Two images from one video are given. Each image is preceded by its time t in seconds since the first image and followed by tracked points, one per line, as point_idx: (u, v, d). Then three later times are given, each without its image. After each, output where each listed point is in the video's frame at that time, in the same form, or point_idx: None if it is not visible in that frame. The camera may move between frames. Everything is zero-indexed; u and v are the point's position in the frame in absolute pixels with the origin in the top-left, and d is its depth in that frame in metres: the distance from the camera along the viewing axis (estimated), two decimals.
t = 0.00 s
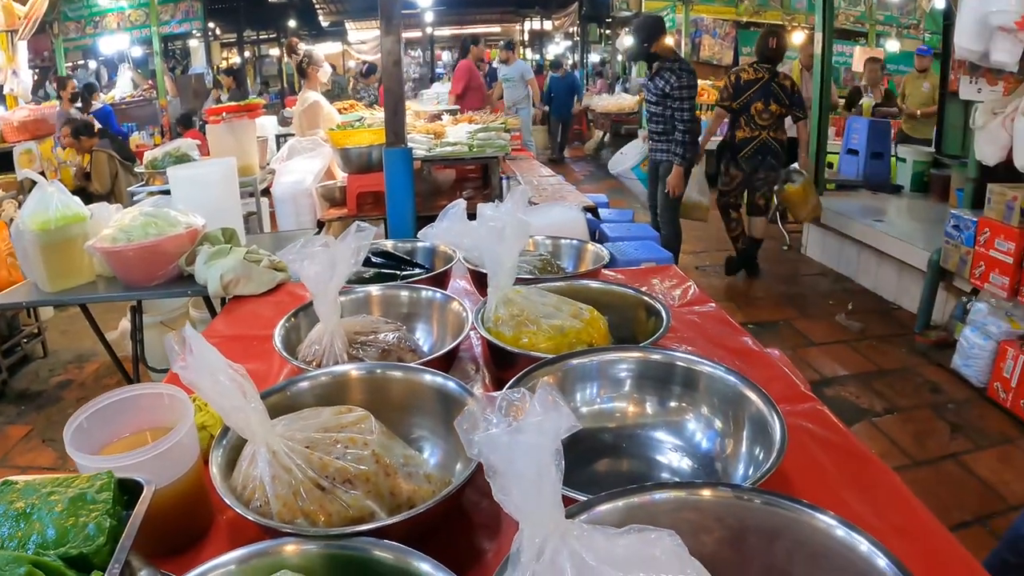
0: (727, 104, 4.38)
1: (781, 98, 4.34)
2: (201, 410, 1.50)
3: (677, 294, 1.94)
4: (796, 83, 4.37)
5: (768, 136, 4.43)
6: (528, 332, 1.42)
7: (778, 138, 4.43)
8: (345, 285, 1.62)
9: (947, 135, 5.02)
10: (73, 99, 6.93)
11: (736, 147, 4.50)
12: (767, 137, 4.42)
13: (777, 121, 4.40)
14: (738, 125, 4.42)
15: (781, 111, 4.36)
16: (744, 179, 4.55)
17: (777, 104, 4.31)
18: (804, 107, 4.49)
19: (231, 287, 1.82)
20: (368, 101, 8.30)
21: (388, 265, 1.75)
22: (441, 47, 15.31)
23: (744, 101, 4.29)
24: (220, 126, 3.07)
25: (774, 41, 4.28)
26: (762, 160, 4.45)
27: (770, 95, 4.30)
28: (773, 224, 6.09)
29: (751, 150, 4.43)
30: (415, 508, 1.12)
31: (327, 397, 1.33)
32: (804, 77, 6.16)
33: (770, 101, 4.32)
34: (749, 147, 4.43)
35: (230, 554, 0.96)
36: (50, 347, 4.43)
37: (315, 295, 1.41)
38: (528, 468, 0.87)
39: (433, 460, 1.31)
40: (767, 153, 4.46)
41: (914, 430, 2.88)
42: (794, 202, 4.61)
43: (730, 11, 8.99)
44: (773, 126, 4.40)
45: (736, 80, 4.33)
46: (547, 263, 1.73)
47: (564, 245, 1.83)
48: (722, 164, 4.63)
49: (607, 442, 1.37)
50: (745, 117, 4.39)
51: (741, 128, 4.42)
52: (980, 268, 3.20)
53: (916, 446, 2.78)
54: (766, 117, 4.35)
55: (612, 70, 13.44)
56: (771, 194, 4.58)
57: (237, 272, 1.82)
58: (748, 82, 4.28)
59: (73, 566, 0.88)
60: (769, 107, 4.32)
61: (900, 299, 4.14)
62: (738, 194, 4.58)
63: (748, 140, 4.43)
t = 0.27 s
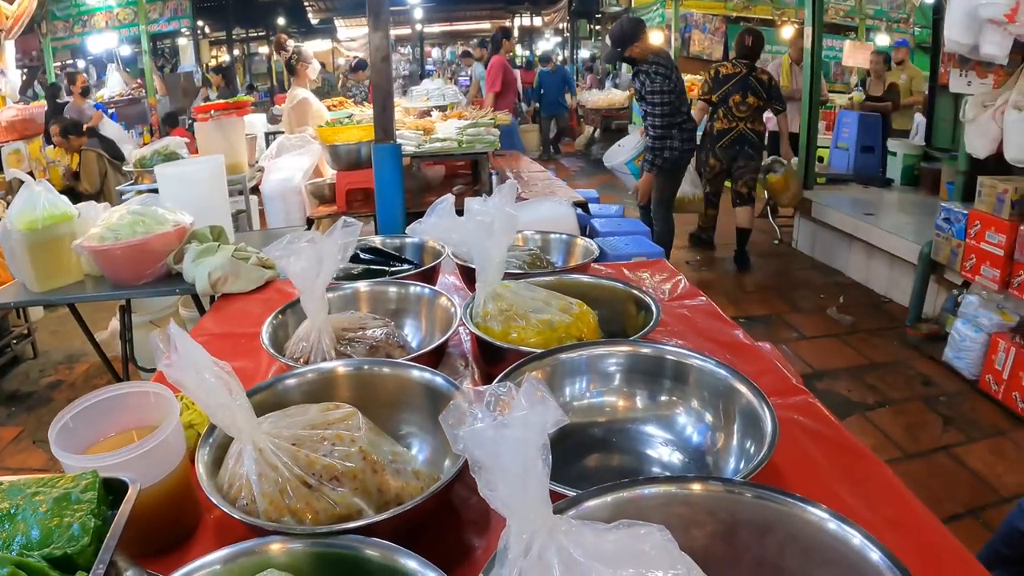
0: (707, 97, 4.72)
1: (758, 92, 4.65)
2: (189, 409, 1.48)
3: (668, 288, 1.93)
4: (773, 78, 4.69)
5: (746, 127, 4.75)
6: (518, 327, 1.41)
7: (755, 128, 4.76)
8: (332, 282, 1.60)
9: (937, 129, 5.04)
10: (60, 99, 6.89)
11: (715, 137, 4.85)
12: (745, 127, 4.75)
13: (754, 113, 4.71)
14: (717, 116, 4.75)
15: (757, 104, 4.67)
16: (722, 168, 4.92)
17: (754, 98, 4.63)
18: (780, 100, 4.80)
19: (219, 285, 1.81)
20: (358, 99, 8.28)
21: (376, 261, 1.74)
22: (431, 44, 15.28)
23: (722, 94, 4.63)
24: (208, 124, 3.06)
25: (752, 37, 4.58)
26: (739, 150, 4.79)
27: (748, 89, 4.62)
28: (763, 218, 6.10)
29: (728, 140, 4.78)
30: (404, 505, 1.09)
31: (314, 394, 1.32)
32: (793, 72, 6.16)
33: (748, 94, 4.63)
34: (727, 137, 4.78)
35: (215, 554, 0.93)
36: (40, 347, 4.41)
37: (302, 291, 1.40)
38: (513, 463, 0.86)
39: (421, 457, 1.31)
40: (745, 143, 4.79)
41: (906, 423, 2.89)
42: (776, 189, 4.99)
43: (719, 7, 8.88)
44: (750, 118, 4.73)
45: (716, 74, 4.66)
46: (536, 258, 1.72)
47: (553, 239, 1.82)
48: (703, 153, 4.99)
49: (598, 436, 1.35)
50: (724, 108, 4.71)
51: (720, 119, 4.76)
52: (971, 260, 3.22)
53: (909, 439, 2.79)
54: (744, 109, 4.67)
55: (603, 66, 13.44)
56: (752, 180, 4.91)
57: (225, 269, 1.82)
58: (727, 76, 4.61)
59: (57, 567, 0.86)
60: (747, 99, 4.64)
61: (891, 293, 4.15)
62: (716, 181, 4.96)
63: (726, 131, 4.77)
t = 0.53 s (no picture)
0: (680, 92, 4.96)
1: (728, 84, 4.87)
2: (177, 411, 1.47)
3: (657, 284, 1.93)
4: (741, 69, 4.90)
5: (719, 118, 4.97)
6: (505, 325, 1.40)
7: (728, 118, 4.98)
8: (320, 281, 1.60)
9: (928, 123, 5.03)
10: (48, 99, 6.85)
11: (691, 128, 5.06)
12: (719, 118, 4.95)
13: (727, 104, 4.93)
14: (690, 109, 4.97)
15: (729, 95, 4.89)
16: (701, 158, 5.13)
17: (725, 89, 4.84)
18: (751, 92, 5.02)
19: (208, 285, 1.81)
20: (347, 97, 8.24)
21: (364, 260, 1.74)
22: (422, 42, 15.25)
23: (693, 87, 4.86)
24: (197, 124, 3.06)
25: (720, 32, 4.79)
26: (713, 140, 5.01)
27: (718, 81, 4.84)
28: (755, 213, 6.10)
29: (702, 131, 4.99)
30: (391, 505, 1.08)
31: (301, 395, 1.32)
32: (784, 67, 6.15)
33: (717, 86, 4.85)
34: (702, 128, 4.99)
35: (198, 557, 0.91)
36: (32, 350, 4.39)
37: (289, 291, 1.40)
38: (496, 463, 0.86)
39: (409, 456, 1.31)
40: (717, 134, 5.00)
41: (898, 417, 2.90)
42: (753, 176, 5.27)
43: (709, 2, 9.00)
44: (722, 109, 4.94)
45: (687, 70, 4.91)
46: (525, 255, 1.72)
47: (542, 236, 1.82)
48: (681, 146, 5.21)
49: (586, 435, 1.34)
50: (696, 101, 4.94)
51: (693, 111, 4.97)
52: (962, 255, 3.24)
53: (901, 433, 2.79)
54: (715, 100, 4.89)
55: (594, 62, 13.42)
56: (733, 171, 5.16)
57: (214, 270, 1.82)
58: (697, 71, 4.83)
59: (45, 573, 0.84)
60: (718, 91, 4.86)
61: (882, 287, 4.15)
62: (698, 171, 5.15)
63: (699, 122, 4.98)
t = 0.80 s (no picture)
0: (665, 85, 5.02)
1: (710, 77, 4.92)
2: (168, 412, 1.46)
3: (649, 281, 1.93)
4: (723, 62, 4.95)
5: (703, 109, 5.02)
6: (496, 323, 1.39)
7: (712, 109, 5.03)
8: (311, 280, 1.59)
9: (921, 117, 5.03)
10: (37, 99, 6.81)
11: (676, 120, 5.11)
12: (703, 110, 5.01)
13: (710, 96, 4.97)
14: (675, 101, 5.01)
15: (711, 88, 4.93)
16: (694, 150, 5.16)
17: (707, 82, 4.89)
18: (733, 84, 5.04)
19: (199, 285, 1.80)
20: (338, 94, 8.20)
21: (355, 259, 1.74)
22: (413, 39, 15.22)
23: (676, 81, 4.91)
24: (188, 123, 3.05)
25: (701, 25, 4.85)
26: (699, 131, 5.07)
27: (700, 74, 4.89)
28: (747, 209, 6.10)
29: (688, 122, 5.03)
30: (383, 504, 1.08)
31: (291, 395, 1.31)
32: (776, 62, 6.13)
33: (699, 79, 4.90)
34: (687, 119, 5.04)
35: (189, 559, 0.90)
36: (23, 351, 4.38)
37: (279, 291, 1.40)
38: (485, 463, 0.85)
39: (400, 454, 1.30)
40: (702, 125, 5.06)
41: (890, 411, 2.91)
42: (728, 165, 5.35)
43: None
44: (706, 101, 4.99)
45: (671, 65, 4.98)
46: (516, 253, 1.72)
47: (533, 234, 1.82)
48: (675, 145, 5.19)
49: (578, 432, 1.34)
50: (681, 94, 4.98)
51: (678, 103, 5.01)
52: (954, 249, 3.25)
53: (893, 427, 2.80)
54: (698, 92, 4.94)
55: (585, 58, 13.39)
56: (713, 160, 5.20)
57: (205, 269, 1.81)
58: (681, 65, 4.91)
59: None
60: (700, 84, 4.90)
61: (875, 282, 4.17)
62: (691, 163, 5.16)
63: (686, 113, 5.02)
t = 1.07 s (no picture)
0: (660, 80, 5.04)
1: (705, 77, 4.99)
2: (165, 412, 1.45)
3: (644, 276, 1.94)
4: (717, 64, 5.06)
5: (696, 107, 5.01)
6: (492, 320, 1.39)
7: (705, 108, 5.04)
8: (306, 278, 1.59)
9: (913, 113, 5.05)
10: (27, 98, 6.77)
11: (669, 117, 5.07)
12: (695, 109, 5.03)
13: (704, 96, 5.01)
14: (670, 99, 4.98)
15: (705, 88, 4.97)
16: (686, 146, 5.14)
17: (702, 81, 4.94)
18: (728, 85, 5.16)
19: (194, 284, 1.80)
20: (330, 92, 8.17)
21: (350, 257, 1.73)
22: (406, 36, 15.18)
23: (670, 79, 4.96)
24: (181, 121, 3.05)
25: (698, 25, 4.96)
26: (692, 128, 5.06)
27: (695, 74, 4.96)
28: (740, 204, 6.12)
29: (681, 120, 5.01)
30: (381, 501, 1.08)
31: (288, 393, 1.31)
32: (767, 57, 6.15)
33: (695, 78, 4.96)
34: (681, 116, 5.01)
35: (189, 557, 0.90)
36: (17, 351, 4.36)
37: (275, 289, 1.39)
38: (484, 459, 0.85)
39: (397, 452, 1.30)
40: (694, 122, 5.05)
41: (884, 405, 2.93)
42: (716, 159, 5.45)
43: None
44: (699, 99, 5.00)
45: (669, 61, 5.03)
46: (511, 249, 1.72)
47: (527, 230, 1.82)
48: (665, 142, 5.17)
49: (574, 427, 1.34)
50: (675, 92, 4.96)
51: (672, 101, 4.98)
52: (946, 243, 3.27)
53: (887, 421, 2.82)
54: (692, 91, 4.95)
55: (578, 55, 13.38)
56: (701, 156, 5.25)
57: (200, 268, 1.81)
58: (678, 63, 4.95)
59: None
60: (695, 83, 4.95)
61: (868, 276, 4.19)
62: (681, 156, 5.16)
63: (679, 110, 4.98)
